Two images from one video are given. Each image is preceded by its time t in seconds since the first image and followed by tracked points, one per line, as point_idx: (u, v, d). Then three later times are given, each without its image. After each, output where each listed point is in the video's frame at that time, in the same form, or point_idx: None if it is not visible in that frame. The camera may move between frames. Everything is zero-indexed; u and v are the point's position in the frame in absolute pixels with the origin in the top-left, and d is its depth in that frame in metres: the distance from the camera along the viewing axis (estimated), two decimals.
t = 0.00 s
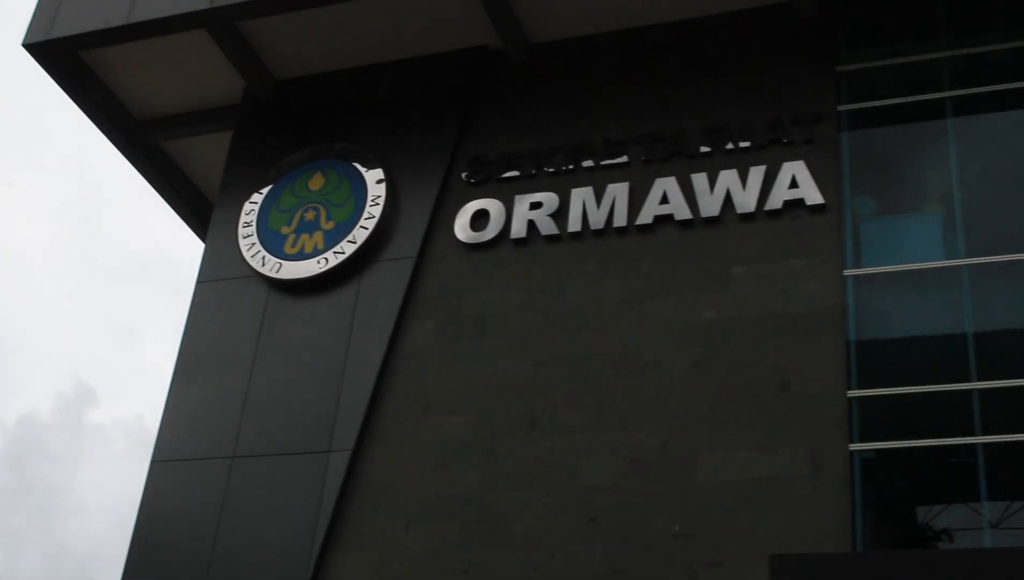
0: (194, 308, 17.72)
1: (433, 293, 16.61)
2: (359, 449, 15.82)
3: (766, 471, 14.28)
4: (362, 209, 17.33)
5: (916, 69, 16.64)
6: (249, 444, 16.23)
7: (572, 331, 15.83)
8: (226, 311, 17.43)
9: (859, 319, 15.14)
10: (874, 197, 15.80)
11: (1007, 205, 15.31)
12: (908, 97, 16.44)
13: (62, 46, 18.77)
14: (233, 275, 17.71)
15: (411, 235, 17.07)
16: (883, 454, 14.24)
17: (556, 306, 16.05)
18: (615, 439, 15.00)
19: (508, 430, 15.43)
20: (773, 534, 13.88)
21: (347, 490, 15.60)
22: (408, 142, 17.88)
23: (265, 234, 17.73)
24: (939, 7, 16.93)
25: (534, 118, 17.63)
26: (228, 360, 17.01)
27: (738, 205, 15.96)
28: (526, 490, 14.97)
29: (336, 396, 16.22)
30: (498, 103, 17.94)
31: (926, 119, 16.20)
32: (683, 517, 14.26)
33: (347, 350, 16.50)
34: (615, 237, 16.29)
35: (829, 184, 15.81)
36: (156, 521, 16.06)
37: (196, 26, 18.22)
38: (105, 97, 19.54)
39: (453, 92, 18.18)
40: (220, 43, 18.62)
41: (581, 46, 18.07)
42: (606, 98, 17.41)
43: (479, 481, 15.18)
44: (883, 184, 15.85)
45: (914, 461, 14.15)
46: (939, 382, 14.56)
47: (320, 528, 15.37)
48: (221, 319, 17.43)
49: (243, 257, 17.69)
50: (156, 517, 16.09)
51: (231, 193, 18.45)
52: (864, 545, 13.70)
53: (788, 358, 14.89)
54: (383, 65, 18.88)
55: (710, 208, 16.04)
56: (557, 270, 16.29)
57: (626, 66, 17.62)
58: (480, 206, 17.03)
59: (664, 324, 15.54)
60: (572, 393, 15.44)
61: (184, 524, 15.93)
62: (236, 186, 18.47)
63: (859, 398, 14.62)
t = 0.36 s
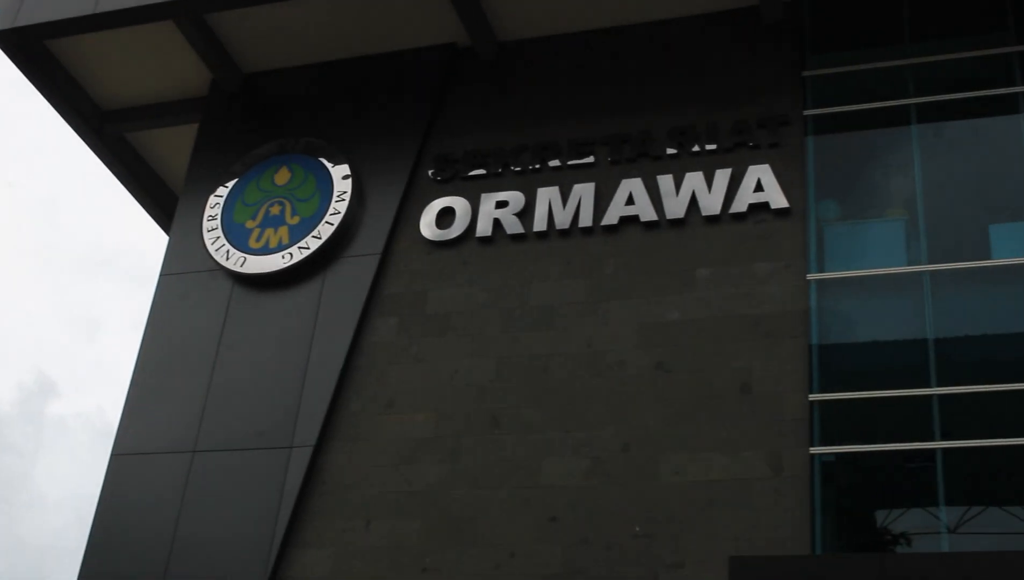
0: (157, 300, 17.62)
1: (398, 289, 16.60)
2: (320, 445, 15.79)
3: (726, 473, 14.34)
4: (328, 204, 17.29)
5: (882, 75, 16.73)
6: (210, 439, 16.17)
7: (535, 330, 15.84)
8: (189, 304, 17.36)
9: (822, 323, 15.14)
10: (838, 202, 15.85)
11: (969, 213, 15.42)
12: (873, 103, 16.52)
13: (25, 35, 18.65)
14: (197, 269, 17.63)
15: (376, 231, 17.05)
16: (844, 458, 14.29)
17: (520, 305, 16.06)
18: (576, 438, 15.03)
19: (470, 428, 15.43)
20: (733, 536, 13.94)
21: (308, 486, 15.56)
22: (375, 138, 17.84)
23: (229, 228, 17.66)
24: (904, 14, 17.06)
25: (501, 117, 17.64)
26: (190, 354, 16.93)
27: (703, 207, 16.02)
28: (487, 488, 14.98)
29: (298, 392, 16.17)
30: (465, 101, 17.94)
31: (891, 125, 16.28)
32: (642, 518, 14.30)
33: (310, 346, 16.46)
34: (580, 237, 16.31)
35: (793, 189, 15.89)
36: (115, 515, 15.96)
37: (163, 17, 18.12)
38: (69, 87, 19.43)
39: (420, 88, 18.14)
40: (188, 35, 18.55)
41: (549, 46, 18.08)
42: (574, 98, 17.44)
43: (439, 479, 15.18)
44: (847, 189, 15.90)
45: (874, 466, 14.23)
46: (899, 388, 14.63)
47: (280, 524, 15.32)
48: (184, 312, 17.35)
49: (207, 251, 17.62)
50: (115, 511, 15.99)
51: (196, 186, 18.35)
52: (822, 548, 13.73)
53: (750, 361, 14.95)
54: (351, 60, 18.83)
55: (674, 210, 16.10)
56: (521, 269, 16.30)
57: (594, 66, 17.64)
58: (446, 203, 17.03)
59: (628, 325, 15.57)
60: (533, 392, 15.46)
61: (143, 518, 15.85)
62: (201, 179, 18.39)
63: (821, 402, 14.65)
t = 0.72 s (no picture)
0: (135, 297, 17.56)
1: (377, 288, 16.59)
2: (298, 443, 15.77)
3: (703, 474, 14.37)
4: (307, 202, 17.26)
5: (861, 77, 16.76)
6: (187, 437, 16.13)
7: (513, 330, 15.84)
8: (167, 301, 17.31)
9: (800, 325, 15.17)
10: (817, 204, 15.88)
11: (947, 216, 15.49)
12: (851, 105, 16.56)
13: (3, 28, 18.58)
14: (175, 265, 17.57)
15: (355, 229, 17.03)
16: (820, 459, 14.33)
17: (498, 305, 16.06)
18: (553, 438, 15.04)
19: (447, 427, 15.42)
20: (709, 536, 13.97)
21: (285, 484, 15.54)
22: (354, 136, 17.81)
23: (207, 225, 17.62)
24: (884, 17, 17.11)
25: (480, 116, 17.63)
26: (168, 352, 16.88)
27: (682, 208, 16.04)
28: (464, 487, 14.98)
29: (276, 390, 16.14)
30: (445, 100, 17.93)
31: (869, 128, 16.33)
32: (619, 518, 14.33)
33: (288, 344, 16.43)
34: (559, 237, 16.32)
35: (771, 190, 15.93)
36: (91, 512, 15.91)
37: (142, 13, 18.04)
38: (47, 81, 19.37)
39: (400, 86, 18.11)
40: (168, 31, 18.51)
41: (530, 46, 18.08)
42: (553, 98, 17.45)
43: (417, 477, 15.17)
44: (825, 191, 15.94)
45: (850, 467, 14.26)
46: (875, 390, 14.68)
47: (257, 522, 15.30)
48: (162, 309, 17.29)
49: (185, 248, 17.57)
50: (91, 508, 15.94)
51: (174, 182, 18.30)
52: (798, 549, 13.75)
53: (727, 363, 14.99)
54: (331, 57, 18.79)
55: (653, 211, 16.12)
56: (500, 268, 16.30)
57: (574, 66, 17.65)
58: (425, 202, 17.02)
59: (606, 325, 15.58)
60: (511, 392, 15.46)
61: (120, 516, 15.80)
62: (179, 175, 18.33)
63: (797, 403, 14.69)
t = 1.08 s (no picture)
0: (112, 292, 17.50)
1: (355, 285, 16.57)
2: (274, 440, 15.75)
3: (679, 474, 14.40)
4: (285, 198, 17.22)
5: (840, 79, 16.80)
6: (164, 432, 16.09)
7: (491, 328, 15.84)
8: (143, 296, 17.25)
9: (777, 325, 15.21)
10: (795, 205, 15.92)
11: (925, 218, 15.54)
12: (830, 107, 16.60)
13: None
14: (153, 261, 17.52)
15: (334, 226, 17.00)
16: (796, 459, 14.38)
17: (476, 303, 16.05)
18: (529, 437, 15.04)
19: (425, 425, 15.42)
20: (684, 536, 14.00)
21: (262, 481, 15.52)
22: (333, 133, 17.77)
23: (185, 220, 17.57)
24: (864, 19, 17.15)
25: (461, 115, 17.62)
26: (144, 347, 16.83)
27: (661, 208, 16.07)
28: (441, 485, 14.99)
29: (252, 386, 16.11)
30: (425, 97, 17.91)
31: (848, 129, 16.36)
32: (595, 518, 14.35)
33: (266, 340, 16.39)
34: (538, 236, 16.33)
35: (750, 191, 15.97)
36: (66, 508, 15.86)
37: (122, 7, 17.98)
38: (24, 74, 19.33)
39: (380, 83, 18.07)
40: (147, 26, 18.45)
41: (510, 44, 18.07)
42: (533, 96, 17.45)
43: (394, 475, 15.18)
44: (804, 193, 15.97)
45: (826, 467, 14.31)
46: (851, 391, 14.73)
47: (233, 519, 15.27)
48: (139, 304, 17.23)
49: (163, 243, 17.52)
50: (66, 503, 15.89)
51: (152, 177, 18.23)
52: (775, 548, 13.81)
53: (703, 363, 15.02)
54: (311, 54, 18.73)
55: (632, 210, 16.13)
56: (478, 266, 16.30)
57: (555, 65, 17.64)
58: (404, 199, 17.01)
59: (583, 324, 15.60)
60: (488, 390, 15.47)
61: (95, 511, 15.75)
62: (158, 170, 18.27)
63: (774, 403, 14.72)
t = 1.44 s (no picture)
0: (85, 285, 17.43)
1: (329, 282, 16.55)
2: (245, 436, 15.71)
3: (650, 475, 14.43)
4: (260, 194, 17.17)
5: (816, 83, 16.86)
6: (134, 427, 16.03)
7: (465, 327, 15.85)
8: (116, 290, 17.20)
9: (750, 328, 15.26)
10: (769, 208, 15.96)
11: (898, 223, 15.59)
12: (806, 111, 16.65)
13: None
14: (126, 255, 17.46)
15: (308, 223, 16.97)
16: (767, 462, 14.43)
17: (450, 301, 16.05)
18: (501, 437, 15.05)
19: (397, 423, 15.42)
20: (654, 537, 14.04)
21: (232, 477, 15.49)
22: (309, 129, 17.74)
23: (159, 215, 17.51)
24: (841, 23, 17.21)
25: (437, 113, 17.62)
26: (117, 341, 16.77)
27: (636, 209, 16.09)
28: (412, 484, 14.98)
29: (224, 382, 16.06)
30: (402, 95, 17.90)
31: (824, 134, 16.42)
32: (565, 518, 14.37)
33: (238, 336, 16.35)
34: (513, 235, 16.34)
35: (724, 194, 16.01)
36: (34, 501, 15.79)
37: None
38: None
39: (357, 79, 18.03)
40: (124, 18, 18.38)
41: (488, 43, 18.07)
42: (510, 96, 17.46)
43: (365, 473, 15.17)
44: (779, 196, 16.02)
45: (796, 470, 14.39)
46: (822, 395, 14.80)
47: (203, 515, 15.23)
48: (112, 298, 17.17)
49: (137, 237, 17.45)
50: (35, 497, 15.82)
51: (127, 170, 18.16)
52: (745, 550, 13.91)
53: (675, 364, 15.05)
54: (289, 49, 18.68)
55: (607, 211, 16.16)
56: (453, 265, 16.31)
57: (532, 65, 17.65)
58: (379, 197, 17.00)
59: (557, 324, 15.62)
60: (460, 389, 15.47)
61: (64, 505, 15.69)
62: (132, 163, 18.20)
63: (745, 406, 14.78)
